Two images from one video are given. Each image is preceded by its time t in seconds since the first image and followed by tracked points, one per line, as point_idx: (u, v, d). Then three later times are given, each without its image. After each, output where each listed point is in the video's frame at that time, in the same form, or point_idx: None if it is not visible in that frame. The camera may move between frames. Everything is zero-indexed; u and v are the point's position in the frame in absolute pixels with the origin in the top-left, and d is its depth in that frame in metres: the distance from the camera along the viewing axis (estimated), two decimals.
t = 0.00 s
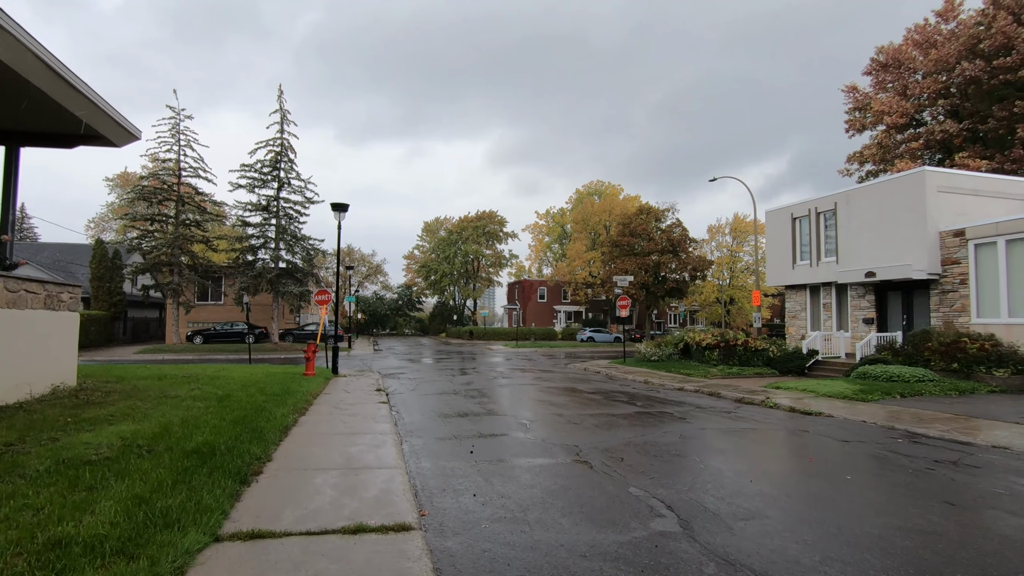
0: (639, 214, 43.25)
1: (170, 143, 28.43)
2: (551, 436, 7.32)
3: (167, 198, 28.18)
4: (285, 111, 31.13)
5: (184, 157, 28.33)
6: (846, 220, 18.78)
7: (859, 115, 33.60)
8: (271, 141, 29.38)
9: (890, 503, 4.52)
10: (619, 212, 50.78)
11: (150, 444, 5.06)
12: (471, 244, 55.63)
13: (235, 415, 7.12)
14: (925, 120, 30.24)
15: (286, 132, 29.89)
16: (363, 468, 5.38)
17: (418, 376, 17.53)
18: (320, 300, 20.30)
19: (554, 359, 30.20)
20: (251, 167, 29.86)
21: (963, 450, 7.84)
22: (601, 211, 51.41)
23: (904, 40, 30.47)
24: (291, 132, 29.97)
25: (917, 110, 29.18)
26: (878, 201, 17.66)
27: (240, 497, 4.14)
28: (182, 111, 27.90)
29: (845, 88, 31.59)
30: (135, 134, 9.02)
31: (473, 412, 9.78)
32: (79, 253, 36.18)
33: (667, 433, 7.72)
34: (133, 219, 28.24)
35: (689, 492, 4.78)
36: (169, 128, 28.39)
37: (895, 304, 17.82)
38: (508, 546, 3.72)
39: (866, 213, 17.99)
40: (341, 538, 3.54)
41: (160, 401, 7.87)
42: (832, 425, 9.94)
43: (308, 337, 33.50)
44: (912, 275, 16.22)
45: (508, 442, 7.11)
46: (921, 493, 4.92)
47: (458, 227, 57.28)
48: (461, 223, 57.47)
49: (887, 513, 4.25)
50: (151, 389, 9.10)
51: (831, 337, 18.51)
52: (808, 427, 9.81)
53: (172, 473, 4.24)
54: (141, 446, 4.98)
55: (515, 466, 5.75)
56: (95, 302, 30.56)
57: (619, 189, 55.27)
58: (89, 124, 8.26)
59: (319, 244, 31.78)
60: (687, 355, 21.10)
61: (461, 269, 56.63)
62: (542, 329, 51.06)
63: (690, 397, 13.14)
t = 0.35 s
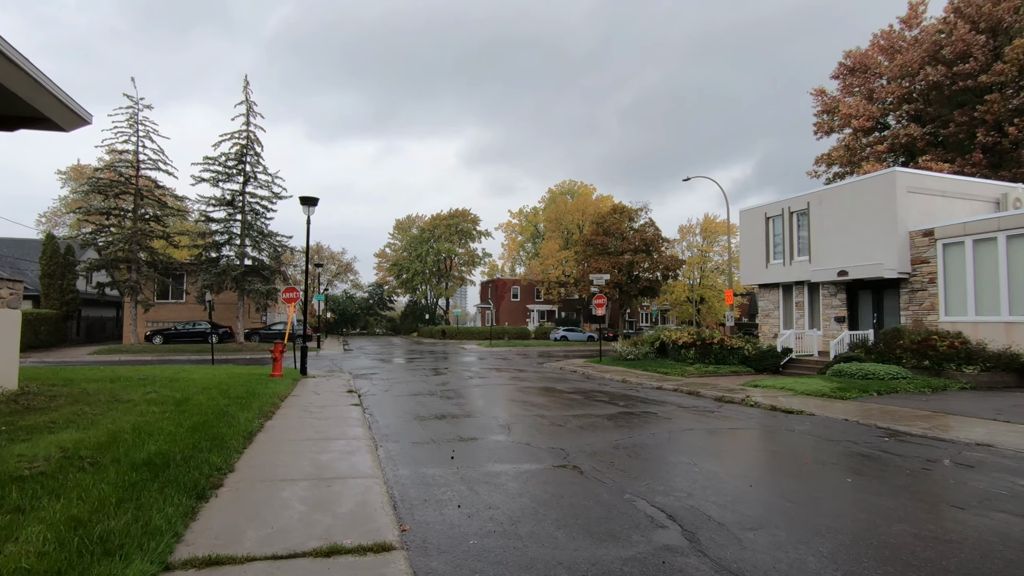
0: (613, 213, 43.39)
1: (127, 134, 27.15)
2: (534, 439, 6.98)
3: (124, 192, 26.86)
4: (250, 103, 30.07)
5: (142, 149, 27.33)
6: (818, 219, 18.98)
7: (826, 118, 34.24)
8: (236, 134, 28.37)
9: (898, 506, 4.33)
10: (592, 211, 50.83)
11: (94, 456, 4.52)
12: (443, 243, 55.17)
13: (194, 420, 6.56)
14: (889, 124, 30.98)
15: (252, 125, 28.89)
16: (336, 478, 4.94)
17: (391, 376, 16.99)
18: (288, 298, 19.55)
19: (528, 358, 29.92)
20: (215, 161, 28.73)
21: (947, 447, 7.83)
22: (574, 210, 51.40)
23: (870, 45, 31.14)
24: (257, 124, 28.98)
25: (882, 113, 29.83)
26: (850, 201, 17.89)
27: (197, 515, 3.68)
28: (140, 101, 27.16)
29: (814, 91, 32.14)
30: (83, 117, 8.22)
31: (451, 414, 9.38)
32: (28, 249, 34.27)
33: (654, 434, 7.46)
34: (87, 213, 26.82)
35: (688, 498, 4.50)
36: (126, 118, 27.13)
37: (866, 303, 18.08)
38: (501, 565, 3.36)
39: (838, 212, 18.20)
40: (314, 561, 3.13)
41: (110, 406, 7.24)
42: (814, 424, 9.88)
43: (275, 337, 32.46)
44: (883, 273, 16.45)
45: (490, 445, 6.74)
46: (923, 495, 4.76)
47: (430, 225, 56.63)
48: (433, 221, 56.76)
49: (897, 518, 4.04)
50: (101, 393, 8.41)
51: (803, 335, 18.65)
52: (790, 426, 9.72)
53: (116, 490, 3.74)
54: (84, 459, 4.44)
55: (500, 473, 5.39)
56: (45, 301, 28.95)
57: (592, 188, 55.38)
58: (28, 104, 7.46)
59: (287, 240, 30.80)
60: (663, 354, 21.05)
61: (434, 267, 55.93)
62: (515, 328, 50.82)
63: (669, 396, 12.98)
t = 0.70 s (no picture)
0: (589, 212, 43.47)
1: (84, 124, 25.85)
2: (522, 445, 6.64)
3: (81, 185, 25.55)
4: (217, 94, 28.98)
5: (101, 140, 26.02)
6: (794, 219, 19.11)
7: (798, 121, 34.73)
8: (202, 126, 27.36)
9: (911, 516, 4.12)
10: (568, 211, 50.75)
11: (31, 475, 4.01)
12: (418, 241, 54.45)
13: (150, 430, 6.01)
14: (859, 127, 31.53)
15: (220, 117, 27.86)
16: (309, 495, 4.50)
17: (365, 378, 16.43)
18: (256, 296, 18.78)
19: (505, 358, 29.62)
20: (179, 154, 27.60)
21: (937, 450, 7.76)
22: (550, 210, 51.20)
23: (841, 50, 31.66)
24: (224, 117, 27.96)
25: (852, 117, 30.34)
26: (826, 202, 18.03)
27: (148, 544, 3.23)
28: (98, 90, 25.89)
29: (787, 94, 32.54)
30: (30, 101, 7.52)
31: (431, 419, 8.97)
32: None
33: (645, 438, 7.19)
34: (40, 207, 25.42)
35: (692, 511, 4.22)
36: (83, 108, 25.83)
37: (841, 303, 18.24)
38: None
39: (814, 213, 18.35)
40: None
41: (57, 415, 6.62)
42: (800, 425, 9.78)
43: (243, 337, 31.40)
44: (859, 274, 16.60)
45: (474, 453, 6.37)
46: (932, 504, 4.58)
47: (404, 223, 55.77)
48: (407, 220, 55.89)
49: (916, 531, 3.82)
50: (49, 400, 7.74)
51: (780, 335, 18.72)
52: (777, 428, 9.59)
53: (53, 517, 3.26)
54: (18, 478, 3.92)
55: (489, 485, 5.03)
56: None
57: (567, 188, 55.31)
58: None
59: (256, 237, 29.79)
60: (641, 354, 20.93)
61: (408, 266, 55.13)
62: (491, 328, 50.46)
63: (652, 397, 12.80)
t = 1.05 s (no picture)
0: (556, 211, 43.58)
1: (21, 110, 24.21)
2: (498, 453, 6.28)
3: (16, 175, 23.85)
4: (169, 82, 27.57)
5: (40, 127, 24.42)
6: (760, 220, 19.35)
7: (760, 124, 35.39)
8: (152, 117, 26.21)
9: (911, 528, 3.96)
10: (534, 210, 50.56)
11: None
12: (383, 240, 53.71)
13: (85, 443, 5.40)
14: (818, 132, 32.26)
15: (171, 107, 26.53)
16: (267, 516, 4.02)
17: (328, 380, 15.76)
18: (210, 295, 17.81)
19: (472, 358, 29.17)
20: (127, 144, 26.12)
21: (911, 452, 7.78)
22: (516, 209, 50.89)
23: (801, 55, 32.34)
24: (176, 106, 26.64)
25: (812, 121, 31.05)
26: (791, 203, 18.30)
27: None
28: (38, 77, 24.59)
29: (750, 98, 33.11)
30: None
31: (400, 424, 8.52)
32: None
33: (626, 443, 6.93)
34: None
35: (689, 524, 3.95)
36: (20, 93, 24.20)
37: (804, 302, 18.53)
38: None
39: (780, 213, 18.60)
40: None
41: None
42: (775, 425, 9.74)
43: (196, 337, 29.97)
44: (823, 274, 16.88)
45: (448, 460, 5.96)
46: (929, 512, 4.44)
47: (368, 220, 54.64)
48: (371, 217, 54.77)
49: (922, 545, 3.64)
50: None
51: (746, 334, 18.93)
52: (752, 428, 9.52)
53: None
54: None
55: (466, 498, 4.65)
56: None
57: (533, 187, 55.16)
58: None
59: (210, 233, 28.44)
60: (610, 353, 20.84)
61: (371, 264, 54.00)
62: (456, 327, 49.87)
63: (624, 397, 12.64)
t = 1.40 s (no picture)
0: (523, 210, 43.55)
1: None
2: (477, 459, 5.93)
3: None
4: (117, 69, 26.06)
5: None
6: (728, 219, 19.52)
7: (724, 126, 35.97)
8: (98, 104, 24.65)
9: (918, 532, 3.81)
10: (501, 209, 50.22)
11: None
12: (346, 237, 52.34)
13: (13, 457, 4.78)
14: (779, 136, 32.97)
15: (119, 94, 25.08)
16: (227, 538, 3.57)
17: (290, 382, 15.06)
18: (162, 293, 16.81)
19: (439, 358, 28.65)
20: (70, 133, 24.55)
21: (888, 449, 7.81)
22: (483, 207, 50.43)
23: (764, 60, 32.95)
24: (125, 94, 25.20)
25: (774, 125, 31.69)
26: (758, 203, 18.50)
27: None
28: None
29: (714, 100, 33.60)
30: None
31: (369, 428, 8.06)
32: None
33: (609, 445, 6.67)
34: None
35: (692, 535, 3.69)
36: None
37: (771, 301, 18.78)
38: None
39: (747, 213, 18.79)
40: None
41: None
42: (752, 423, 9.67)
43: (147, 338, 28.49)
44: (790, 273, 17.11)
45: (425, 467, 5.57)
46: (927, 512, 4.34)
47: (331, 217, 53.32)
48: (334, 214, 53.47)
49: (935, 551, 3.48)
50: None
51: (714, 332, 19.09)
52: (730, 427, 9.44)
53: None
54: None
55: (449, 510, 4.28)
56: None
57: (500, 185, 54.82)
58: None
59: (162, 229, 27.04)
60: (580, 352, 20.69)
61: (334, 263, 52.69)
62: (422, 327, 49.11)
63: (599, 397, 12.45)
